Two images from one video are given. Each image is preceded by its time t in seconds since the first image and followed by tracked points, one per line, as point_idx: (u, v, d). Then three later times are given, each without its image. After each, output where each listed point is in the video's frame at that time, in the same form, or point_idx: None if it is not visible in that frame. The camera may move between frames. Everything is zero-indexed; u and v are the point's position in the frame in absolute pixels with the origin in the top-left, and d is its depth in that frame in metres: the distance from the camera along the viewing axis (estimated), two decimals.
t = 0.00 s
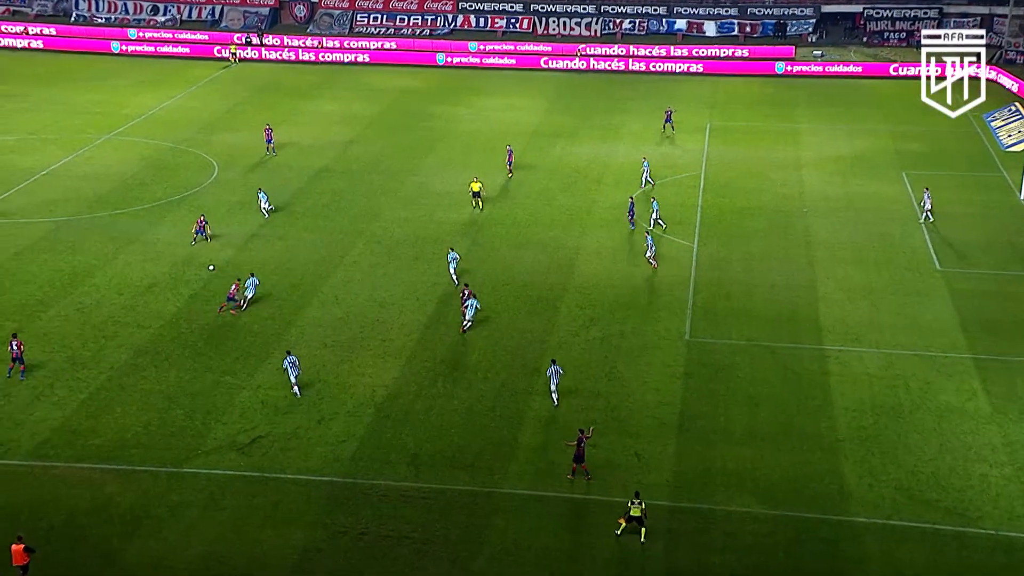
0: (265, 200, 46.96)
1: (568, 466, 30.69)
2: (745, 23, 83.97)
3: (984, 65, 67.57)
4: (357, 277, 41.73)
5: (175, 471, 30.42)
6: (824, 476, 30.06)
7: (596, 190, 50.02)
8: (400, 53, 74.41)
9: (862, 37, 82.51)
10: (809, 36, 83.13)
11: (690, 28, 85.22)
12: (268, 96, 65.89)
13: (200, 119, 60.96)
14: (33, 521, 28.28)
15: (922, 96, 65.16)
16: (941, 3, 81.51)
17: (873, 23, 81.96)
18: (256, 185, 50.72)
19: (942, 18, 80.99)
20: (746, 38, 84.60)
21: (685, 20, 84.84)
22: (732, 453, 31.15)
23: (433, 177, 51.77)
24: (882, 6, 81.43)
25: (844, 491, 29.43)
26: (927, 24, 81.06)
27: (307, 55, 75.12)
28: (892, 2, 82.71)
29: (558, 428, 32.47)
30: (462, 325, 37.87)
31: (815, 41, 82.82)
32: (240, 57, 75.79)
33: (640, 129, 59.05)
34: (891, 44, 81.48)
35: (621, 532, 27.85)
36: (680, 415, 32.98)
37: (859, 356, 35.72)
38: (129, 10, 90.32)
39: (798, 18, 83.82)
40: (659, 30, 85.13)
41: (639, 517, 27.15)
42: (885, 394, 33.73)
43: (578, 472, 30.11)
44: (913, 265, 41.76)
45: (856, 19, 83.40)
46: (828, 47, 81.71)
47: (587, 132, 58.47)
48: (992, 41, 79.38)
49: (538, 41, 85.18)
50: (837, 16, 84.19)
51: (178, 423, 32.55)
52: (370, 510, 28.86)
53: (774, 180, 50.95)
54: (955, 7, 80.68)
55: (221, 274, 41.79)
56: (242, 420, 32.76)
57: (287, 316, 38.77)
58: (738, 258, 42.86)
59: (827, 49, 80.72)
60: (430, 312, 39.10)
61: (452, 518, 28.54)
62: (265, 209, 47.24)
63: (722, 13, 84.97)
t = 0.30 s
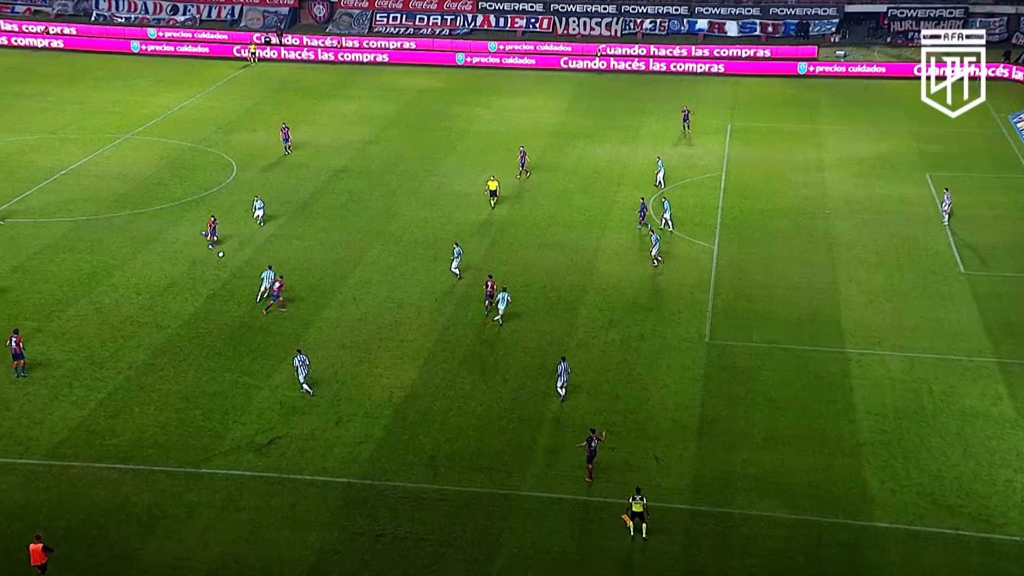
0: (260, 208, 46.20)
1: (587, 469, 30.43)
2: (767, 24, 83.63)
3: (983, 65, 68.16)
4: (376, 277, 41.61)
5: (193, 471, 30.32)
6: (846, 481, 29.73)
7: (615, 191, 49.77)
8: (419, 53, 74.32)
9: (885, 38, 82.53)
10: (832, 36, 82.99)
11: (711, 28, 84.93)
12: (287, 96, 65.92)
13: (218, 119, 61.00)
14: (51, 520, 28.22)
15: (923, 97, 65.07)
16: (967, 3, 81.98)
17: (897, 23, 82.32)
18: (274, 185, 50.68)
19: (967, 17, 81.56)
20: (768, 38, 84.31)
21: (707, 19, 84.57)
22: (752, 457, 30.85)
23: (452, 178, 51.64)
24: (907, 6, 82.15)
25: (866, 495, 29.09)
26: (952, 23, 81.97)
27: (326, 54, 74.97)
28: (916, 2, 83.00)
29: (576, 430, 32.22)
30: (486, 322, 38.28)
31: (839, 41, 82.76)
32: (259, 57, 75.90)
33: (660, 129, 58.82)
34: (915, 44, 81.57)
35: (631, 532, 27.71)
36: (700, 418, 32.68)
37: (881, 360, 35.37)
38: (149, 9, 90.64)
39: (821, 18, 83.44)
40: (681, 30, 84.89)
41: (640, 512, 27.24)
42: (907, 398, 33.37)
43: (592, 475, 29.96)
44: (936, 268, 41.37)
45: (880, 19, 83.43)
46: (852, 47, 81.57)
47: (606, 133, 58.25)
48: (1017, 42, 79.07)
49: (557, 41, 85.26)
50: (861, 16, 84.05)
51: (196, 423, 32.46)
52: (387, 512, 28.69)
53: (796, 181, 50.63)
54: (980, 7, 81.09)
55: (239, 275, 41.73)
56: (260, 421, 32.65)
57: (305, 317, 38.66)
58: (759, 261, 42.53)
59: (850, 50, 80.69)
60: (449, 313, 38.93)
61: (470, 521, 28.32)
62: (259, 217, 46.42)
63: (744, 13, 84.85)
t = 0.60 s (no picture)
0: (262, 220, 44.99)
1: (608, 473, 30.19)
2: (793, 24, 83.69)
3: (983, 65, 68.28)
4: (397, 279, 41.51)
5: (213, 472, 30.27)
6: (871, 486, 29.36)
7: (638, 193, 49.51)
8: (442, 53, 74.22)
9: (912, 38, 82.06)
10: (858, 37, 82.79)
11: (736, 29, 84.80)
12: (309, 96, 66.00)
13: (241, 119, 61.12)
14: (72, 520, 28.21)
15: (922, 96, 65.34)
16: (996, 4, 81.13)
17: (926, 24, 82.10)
18: (295, 186, 50.69)
19: (998, 18, 80.48)
20: (793, 39, 84.37)
21: (732, 20, 84.36)
22: (776, 461, 30.53)
23: (474, 179, 51.51)
24: (935, 6, 81.88)
25: (891, 501, 28.71)
26: (982, 24, 80.80)
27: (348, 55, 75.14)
28: (945, 3, 82.50)
29: (598, 434, 31.98)
30: (507, 324, 38.11)
31: (866, 41, 82.60)
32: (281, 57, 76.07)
33: (683, 131, 58.55)
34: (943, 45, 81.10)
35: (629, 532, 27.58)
36: (722, 422, 32.37)
37: (907, 364, 34.98)
38: (172, 9, 91.06)
39: (847, 19, 83.26)
40: (705, 30, 84.77)
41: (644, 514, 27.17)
42: (934, 403, 32.96)
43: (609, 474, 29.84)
44: (963, 272, 40.90)
45: (907, 20, 82.92)
46: (879, 48, 81.11)
47: (629, 134, 58.02)
48: None
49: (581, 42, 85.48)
50: (888, 17, 83.48)
51: (216, 424, 32.41)
52: (407, 514, 28.53)
53: (821, 183, 50.23)
54: (1010, 7, 80.28)
55: (260, 275, 41.72)
56: (280, 422, 32.57)
57: (326, 318, 38.59)
58: (783, 264, 42.17)
59: (877, 51, 80.26)
60: (470, 314, 38.76)
61: (491, 524, 28.13)
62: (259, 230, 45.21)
63: (769, 13, 84.57)
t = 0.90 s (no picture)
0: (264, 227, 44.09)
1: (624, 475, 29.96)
2: (813, 24, 83.28)
3: (983, 65, 67.89)
4: (414, 279, 41.36)
5: (228, 473, 30.16)
6: (890, 491, 29.05)
7: (655, 193, 49.26)
8: (458, 53, 74.12)
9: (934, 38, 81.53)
10: (879, 36, 82.44)
11: (754, 28, 84.61)
12: (325, 96, 65.98)
13: (257, 119, 61.13)
14: (87, 519, 28.15)
15: (923, 96, 65.09)
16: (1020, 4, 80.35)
17: (948, 23, 81.51)
18: (311, 186, 50.62)
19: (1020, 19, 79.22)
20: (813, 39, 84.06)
21: (751, 20, 84.11)
22: (794, 465, 30.23)
23: (490, 179, 51.34)
24: (957, 6, 81.35)
25: (911, 506, 28.38)
26: (1004, 24, 79.46)
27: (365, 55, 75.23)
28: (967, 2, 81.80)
29: (615, 436, 31.73)
30: (524, 325, 37.91)
31: (887, 41, 82.18)
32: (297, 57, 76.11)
33: (701, 131, 58.29)
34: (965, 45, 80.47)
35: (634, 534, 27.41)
36: (740, 425, 32.09)
37: (927, 367, 34.64)
38: (189, 9, 91.27)
39: (868, 19, 82.93)
40: (723, 30, 84.48)
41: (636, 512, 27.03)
42: (954, 406, 32.60)
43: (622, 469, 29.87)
44: (985, 275, 40.48)
45: (929, 20, 82.37)
46: (900, 47, 80.66)
47: (646, 134, 57.77)
48: None
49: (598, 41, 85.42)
50: (909, 16, 82.95)
51: (232, 424, 32.32)
52: (422, 516, 28.35)
53: (840, 184, 49.88)
54: None
55: (276, 275, 41.63)
56: (295, 422, 32.46)
57: (342, 319, 38.47)
58: (801, 265, 41.85)
59: (898, 50, 79.74)
60: (486, 316, 38.58)
61: (507, 526, 27.93)
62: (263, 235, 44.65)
63: (788, 13, 84.20)
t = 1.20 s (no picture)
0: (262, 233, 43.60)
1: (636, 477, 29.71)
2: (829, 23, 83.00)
3: (983, 65, 67.55)
4: (426, 280, 41.18)
5: (240, 473, 30.01)
6: (906, 494, 28.72)
7: (668, 194, 48.98)
8: (471, 53, 73.99)
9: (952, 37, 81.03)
10: (896, 36, 82.01)
11: (770, 28, 84.35)
12: (337, 96, 65.90)
13: (268, 119, 61.04)
14: (98, 519, 28.03)
15: (922, 96, 64.74)
16: None
17: (966, 23, 80.90)
18: (323, 186, 50.48)
19: None
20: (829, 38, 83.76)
21: (766, 19, 83.83)
22: (809, 468, 29.94)
23: (503, 179, 51.14)
24: (975, 5, 80.68)
25: (927, 510, 28.06)
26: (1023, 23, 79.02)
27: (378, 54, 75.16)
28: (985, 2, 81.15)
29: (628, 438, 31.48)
30: (536, 326, 37.70)
31: (904, 41, 81.88)
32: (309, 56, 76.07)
33: (715, 131, 57.98)
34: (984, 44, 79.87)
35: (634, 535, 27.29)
36: (754, 427, 31.80)
37: (944, 370, 34.30)
38: (201, 8, 91.36)
39: (884, 18, 82.42)
40: (738, 30, 84.21)
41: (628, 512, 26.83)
42: (971, 410, 32.25)
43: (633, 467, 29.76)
44: (1002, 276, 40.10)
45: (946, 19, 81.84)
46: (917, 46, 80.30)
47: (660, 135, 57.48)
48: None
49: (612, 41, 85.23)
50: (926, 16, 82.50)
51: (243, 425, 32.18)
52: (434, 518, 28.15)
53: (856, 185, 49.52)
54: None
55: (287, 276, 41.49)
56: (307, 423, 32.30)
57: (353, 319, 38.32)
58: (816, 267, 41.53)
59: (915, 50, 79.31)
60: (499, 316, 38.38)
61: (519, 528, 27.72)
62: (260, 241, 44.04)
63: (804, 12, 83.81)
